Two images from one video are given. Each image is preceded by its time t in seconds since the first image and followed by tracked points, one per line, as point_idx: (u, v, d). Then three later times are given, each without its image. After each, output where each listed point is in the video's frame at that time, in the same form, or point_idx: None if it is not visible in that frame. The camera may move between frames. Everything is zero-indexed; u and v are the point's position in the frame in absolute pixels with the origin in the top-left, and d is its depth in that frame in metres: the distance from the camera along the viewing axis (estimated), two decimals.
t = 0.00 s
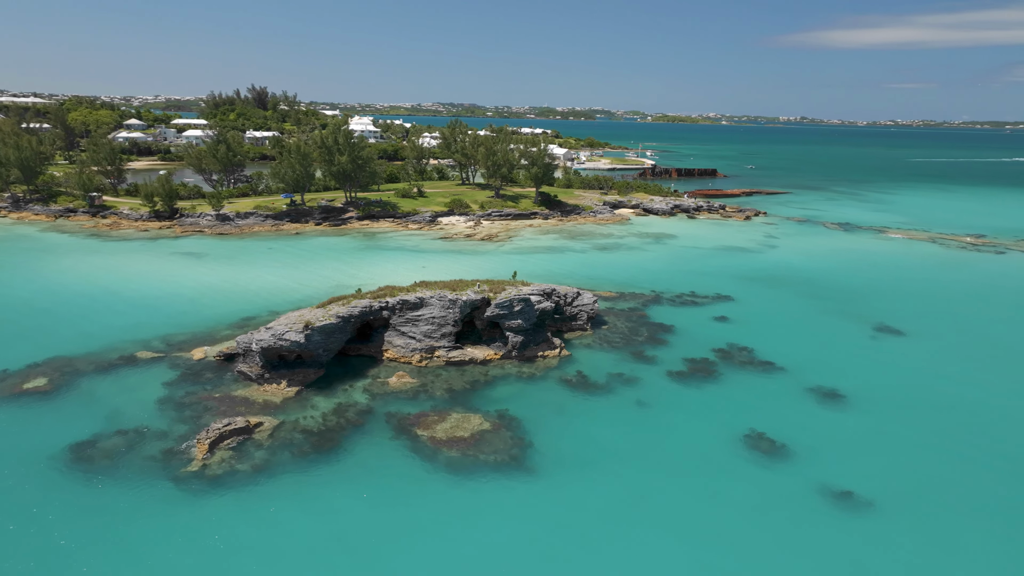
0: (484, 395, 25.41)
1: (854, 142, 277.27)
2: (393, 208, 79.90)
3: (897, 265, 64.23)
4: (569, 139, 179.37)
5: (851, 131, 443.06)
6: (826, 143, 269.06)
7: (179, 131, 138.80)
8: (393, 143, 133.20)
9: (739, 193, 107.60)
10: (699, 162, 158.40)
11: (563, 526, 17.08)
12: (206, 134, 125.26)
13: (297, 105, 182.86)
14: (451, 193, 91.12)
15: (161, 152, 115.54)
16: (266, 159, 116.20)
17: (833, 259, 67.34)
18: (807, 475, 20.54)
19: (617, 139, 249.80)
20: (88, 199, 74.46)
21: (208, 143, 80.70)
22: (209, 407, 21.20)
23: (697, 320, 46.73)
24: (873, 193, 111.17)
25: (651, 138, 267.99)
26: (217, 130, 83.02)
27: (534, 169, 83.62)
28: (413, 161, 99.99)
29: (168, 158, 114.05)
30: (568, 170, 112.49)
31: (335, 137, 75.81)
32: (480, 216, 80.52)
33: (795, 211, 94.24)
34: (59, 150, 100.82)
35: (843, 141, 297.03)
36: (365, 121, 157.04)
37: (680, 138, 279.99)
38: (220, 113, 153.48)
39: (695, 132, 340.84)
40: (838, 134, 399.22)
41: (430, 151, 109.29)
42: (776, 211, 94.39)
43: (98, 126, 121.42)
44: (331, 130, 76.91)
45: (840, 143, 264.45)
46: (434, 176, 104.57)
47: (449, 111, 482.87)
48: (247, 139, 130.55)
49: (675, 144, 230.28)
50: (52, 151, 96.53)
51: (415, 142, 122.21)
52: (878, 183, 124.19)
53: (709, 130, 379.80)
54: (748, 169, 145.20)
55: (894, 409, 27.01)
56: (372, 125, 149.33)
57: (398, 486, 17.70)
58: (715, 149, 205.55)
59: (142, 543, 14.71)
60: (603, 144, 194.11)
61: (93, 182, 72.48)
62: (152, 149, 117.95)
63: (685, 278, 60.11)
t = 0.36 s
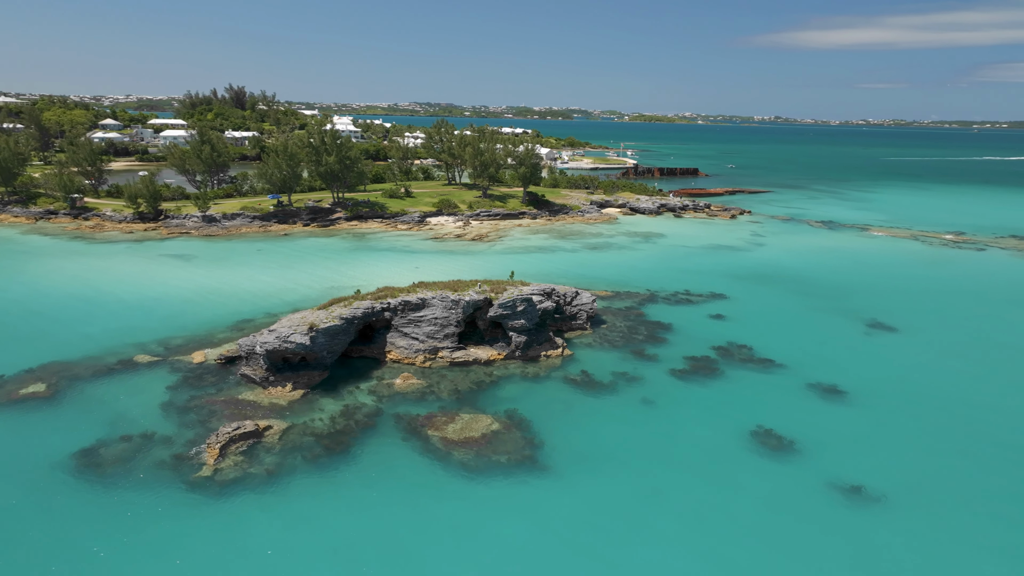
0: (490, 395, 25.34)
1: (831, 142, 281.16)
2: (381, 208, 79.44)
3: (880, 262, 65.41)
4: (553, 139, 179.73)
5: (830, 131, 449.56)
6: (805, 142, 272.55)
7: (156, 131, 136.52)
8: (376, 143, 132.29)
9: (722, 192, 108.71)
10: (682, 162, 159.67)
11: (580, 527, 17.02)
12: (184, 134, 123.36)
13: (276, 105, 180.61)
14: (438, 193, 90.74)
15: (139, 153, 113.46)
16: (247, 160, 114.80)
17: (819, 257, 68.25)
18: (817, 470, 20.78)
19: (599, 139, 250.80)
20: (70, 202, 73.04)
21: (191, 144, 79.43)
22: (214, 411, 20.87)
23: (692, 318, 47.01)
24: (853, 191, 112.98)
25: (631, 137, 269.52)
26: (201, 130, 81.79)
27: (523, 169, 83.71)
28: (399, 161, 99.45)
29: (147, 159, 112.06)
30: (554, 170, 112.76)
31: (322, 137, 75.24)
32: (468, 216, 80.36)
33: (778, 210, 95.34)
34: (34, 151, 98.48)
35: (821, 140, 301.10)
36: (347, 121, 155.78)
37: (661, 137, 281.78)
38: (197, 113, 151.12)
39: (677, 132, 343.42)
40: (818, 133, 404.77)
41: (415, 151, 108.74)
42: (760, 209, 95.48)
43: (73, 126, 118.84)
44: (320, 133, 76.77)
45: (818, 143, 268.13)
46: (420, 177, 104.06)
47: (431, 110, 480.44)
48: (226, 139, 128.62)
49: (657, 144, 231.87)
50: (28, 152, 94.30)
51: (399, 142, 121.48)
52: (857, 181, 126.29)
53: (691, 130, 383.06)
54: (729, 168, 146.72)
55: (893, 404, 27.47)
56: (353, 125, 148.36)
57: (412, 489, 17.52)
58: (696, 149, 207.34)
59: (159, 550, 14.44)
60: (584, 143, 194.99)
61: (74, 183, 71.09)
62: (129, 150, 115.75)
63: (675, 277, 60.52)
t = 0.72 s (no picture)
0: (496, 395, 25.27)
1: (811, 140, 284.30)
2: (370, 208, 78.90)
3: (865, 259, 66.45)
4: (538, 139, 179.59)
5: (812, 129, 454.95)
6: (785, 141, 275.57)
7: (133, 131, 134.04)
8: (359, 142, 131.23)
9: (707, 191, 109.51)
10: (666, 161, 160.58)
11: (597, 526, 17.04)
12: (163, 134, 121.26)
13: (255, 104, 178.13)
14: (425, 193, 90.31)
15: (118, 152, 111.28)
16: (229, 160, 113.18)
17: (806, 254, 69.11)
18: (825, 466, 20.98)
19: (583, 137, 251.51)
20: (51, 202, 71.54)
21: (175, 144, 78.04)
22: (220, 414, 20.59)
23: (686, 316, 47.29)
24: (835, 189, 114.59)
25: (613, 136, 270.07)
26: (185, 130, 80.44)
27: (511, 168, 83.66)
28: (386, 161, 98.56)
29: (126, 159, 109.99)
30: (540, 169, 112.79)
31: (309, 137, 74.45)
32: (457, 216, 80.12)
33: (762, 208, 96.32)
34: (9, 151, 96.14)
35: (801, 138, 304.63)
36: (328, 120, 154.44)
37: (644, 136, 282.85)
38: (174, 112, 148.52)
39: (661, 130, 345.30)
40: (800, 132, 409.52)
41: (402, 150, 108.05)
42: (745, 207, 96.44)
43: (48, 126, 116.18)
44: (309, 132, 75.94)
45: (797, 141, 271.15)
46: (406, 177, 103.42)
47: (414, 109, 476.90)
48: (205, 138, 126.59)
49: (639, 142, 233.09)
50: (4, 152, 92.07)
51: (383, 142, 120.64)
52: (837, 180, 128.12)
53: (675, 129, 385.80)
54: (712, 166, 148.04)
55: (893, 399, 27.87)
56: (333, 124, 146.98)
57: (427, 490, 17.41)
58: (679, 147, 208.78)
59: (174, 555, 14.21)
60: (569, 143, 195.14)
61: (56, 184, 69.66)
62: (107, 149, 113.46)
63: (666, 275, 60.82)
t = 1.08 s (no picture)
0: (502, 395, 25.20)
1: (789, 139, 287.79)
2: (358, 208, 78.37)
3: (850, 256, 67.56)
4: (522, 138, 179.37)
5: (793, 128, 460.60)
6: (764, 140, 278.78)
7: (109, 130, 131.30)
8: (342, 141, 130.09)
9: (691, 189, 110.39)
10: (649, 159, 161.47)
11: (614, 523, 17.10)
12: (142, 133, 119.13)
13: (233, 102, 175.34)
14: (413, 192, 89.88)
15: (94, 152, 108.89)
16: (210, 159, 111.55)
17: (792, 252, 70.01)
18: (832, 460, 21.23)
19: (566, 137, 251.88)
20: (31, 203, 69.93)
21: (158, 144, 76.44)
22: (226, 418, 20.29)
23: (679, 315, 47.59)
24: (816, 187, 116.25)
25: (595, 135, 271.19)
26: (168, 129, 78.84)
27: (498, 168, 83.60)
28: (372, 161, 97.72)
29: (104, 159, 107.81)
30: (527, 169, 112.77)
31: (296, 137, 73.16)
32: (446, 215, 79.87)
33: (746, 206, 97.34)
34: None
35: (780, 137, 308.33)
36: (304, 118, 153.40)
37: (625, 135, 284.32)
38: (151, 111, 145.75)
39: (643, 130, 347.41)
40: (780, 130, 414.57)
41: (388, 149, 107.20)
42: (729, 206, 97.43)
43: (21, 125, 113.31)
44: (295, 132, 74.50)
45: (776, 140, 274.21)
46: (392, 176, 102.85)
47: (397, 108, 474.45)
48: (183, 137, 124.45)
49: (620, 141, 233.92)
50: None
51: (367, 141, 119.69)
52: (818, 178, 129.92)
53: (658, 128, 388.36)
54: (695, 165, 149.30)
55: (891, 393, 28.34)
56: (313, 123, 145.49)
57: (443, 491, 17.33)
58: (660, 146, 210.16)
59: (192, 562, 13.98)
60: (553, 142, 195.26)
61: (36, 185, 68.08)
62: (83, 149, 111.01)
63: (658, 273, 61.15)
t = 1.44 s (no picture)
0: (507, 395, 25.18)
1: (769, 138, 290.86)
2: (347, 208, 77.85)
3: (836, 254, 68.59)
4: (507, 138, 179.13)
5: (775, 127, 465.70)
6: (744, 139, 281.45)
7: (86, 129, 128.74)
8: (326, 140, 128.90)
9: (674, 188, 110.86)
10: (633, 158, 162.21)
11: (629, 523, 17.13)
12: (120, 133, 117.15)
13: (213, 101, 172.79)
14: (401, 192, 89.44)
15: (71, 152, 106.64)
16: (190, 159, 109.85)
17: (780, 250, 70.76)
18: (839, 455, 21.52)
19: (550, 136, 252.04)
20: (11, 205, 68.38)
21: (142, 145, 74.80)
22: (233, 422, 20.05)
23: (673, 313, 47.82)
24: (799, 186, 117.69)
25: (579, 134, 271.49)
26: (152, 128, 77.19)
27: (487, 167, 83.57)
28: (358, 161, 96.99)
29: (81, 159, 105.65)
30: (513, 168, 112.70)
31: (283, 136, 72.30)
32: (435, 215, 79.63)
33: (732, 204, 98.23)
34: None
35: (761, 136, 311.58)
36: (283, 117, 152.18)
37: (608, 133, 285.45)
38: (127, 110, 143.17)
39: (627, 129, 349.04)
40: (762, 129, 419.08)
41: (374, 149, 106.47)
42: (715, 204, 98.29)
43: None
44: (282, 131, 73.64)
45: (757, 138, 276.84)
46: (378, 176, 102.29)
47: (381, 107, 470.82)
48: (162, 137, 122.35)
49: (602, 141, 233.85)
50: None
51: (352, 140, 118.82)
52: (800, 176, 131.52)
53: (642, 127, 390.43)
54: (679, 164, 150.35)
55: (889, 388, 28.82)
56: (291, 122, 144.10)
57: (458, 493, 17.25)
58: (643, 145, 211.33)
59: (211, 567, 13.81)
60: (538, 142, 195.18)
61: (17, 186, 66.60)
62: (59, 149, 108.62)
63: (650, 272, 61.45)
